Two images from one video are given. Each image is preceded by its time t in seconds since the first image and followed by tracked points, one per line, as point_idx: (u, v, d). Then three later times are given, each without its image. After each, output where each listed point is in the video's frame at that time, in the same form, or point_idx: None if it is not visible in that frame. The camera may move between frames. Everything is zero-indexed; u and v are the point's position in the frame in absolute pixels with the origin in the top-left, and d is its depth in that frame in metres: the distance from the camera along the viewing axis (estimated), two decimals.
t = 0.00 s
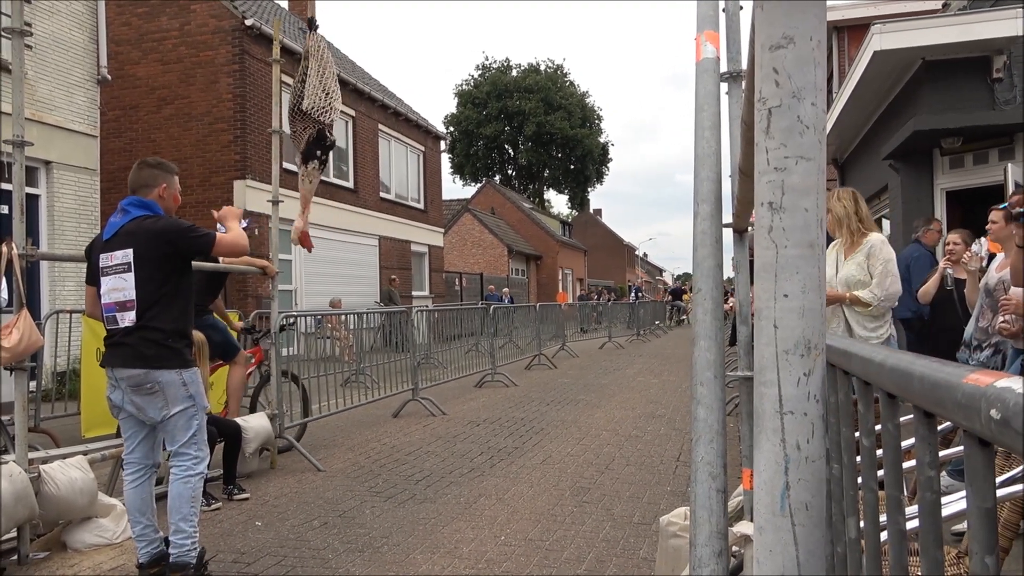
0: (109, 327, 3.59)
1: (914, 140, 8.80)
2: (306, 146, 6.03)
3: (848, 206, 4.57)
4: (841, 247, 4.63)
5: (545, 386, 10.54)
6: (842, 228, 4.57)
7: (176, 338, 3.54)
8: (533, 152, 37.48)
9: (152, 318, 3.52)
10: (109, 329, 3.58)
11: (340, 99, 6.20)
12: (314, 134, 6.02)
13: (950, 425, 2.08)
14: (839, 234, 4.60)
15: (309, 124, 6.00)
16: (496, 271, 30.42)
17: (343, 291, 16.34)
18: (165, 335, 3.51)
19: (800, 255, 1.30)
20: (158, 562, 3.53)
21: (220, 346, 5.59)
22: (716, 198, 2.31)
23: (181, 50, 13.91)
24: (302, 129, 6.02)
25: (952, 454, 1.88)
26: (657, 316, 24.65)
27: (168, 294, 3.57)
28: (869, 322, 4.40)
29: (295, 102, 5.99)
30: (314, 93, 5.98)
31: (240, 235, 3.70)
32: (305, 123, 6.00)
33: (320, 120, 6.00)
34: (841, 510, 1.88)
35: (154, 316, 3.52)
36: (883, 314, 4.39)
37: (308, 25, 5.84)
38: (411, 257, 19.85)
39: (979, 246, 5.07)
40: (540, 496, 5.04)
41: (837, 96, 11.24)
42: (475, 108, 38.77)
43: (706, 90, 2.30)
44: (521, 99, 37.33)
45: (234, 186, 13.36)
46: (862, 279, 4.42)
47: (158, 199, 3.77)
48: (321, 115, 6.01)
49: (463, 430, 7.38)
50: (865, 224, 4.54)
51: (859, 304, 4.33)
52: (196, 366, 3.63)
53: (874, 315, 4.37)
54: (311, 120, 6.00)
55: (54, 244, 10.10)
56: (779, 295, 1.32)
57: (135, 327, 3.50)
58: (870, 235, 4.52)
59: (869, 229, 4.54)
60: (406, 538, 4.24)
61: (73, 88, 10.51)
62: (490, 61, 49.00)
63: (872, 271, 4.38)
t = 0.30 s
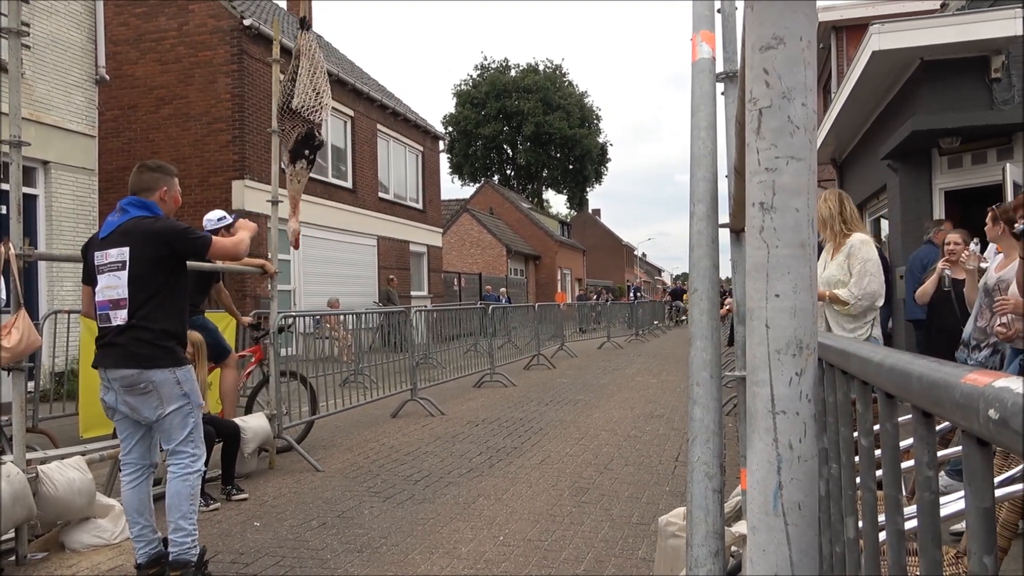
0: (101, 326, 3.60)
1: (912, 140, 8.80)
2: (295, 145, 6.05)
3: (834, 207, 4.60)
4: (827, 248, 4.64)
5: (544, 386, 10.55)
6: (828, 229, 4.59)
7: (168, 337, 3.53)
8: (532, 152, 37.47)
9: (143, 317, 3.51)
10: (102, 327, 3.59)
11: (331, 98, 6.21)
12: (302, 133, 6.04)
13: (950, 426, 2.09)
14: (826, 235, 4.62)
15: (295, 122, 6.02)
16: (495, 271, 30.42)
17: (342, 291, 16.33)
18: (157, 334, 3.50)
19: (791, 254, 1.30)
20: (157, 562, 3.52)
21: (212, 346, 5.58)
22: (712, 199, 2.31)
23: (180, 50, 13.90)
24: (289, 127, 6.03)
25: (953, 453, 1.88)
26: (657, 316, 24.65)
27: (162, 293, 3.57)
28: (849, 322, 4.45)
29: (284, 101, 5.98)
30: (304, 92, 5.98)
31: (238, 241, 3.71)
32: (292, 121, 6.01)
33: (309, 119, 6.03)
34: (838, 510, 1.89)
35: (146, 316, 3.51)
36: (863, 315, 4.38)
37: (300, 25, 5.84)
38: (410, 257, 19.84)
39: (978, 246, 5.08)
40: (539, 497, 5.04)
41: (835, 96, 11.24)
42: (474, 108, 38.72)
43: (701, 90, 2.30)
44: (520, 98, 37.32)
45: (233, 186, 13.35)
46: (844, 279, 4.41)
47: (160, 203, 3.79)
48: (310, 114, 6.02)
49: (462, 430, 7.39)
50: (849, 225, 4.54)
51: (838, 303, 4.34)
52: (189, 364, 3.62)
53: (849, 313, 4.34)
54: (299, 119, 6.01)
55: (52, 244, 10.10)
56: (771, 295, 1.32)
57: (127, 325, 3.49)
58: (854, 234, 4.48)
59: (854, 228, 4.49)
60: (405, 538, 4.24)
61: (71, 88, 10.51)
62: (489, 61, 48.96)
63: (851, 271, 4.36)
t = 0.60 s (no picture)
0: (89, 325, 3.57)
1: (910, 141, 8.82)
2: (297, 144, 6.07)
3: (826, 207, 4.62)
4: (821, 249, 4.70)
5: (542, 386, 10.55)
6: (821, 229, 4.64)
7: (157, 338, 3.52)
8: (530, 152, 37.48)
9: (133, 318, 3.49)
10: (90, 327, 3.57)
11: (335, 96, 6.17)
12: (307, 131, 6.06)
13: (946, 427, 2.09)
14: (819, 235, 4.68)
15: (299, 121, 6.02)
16: (493, 271, 30.42)
17: (339, 291, 16.31)
18: (148, 336, 3.49)
19: (804, 254, 1.30)
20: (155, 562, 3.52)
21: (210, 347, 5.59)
22: (716, 199, 2.31)
23: (178, 50, 13.88)
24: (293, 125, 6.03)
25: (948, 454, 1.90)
26: (654, 316, 24.67)
27: (153, 294, 3.56)
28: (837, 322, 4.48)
29: (285, 101, 5.98)
30: (307, 92, 5.96)
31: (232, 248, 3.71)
32: (296, 120, 6.02)
33: (313, 118, 6.03)
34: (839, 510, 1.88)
35: (136, 317, 3.49)
36: (850, 315, 4.39)
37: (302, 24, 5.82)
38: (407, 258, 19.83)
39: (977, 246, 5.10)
40: (537, 497, 5.03)
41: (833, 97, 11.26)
42: (472, 108, 38.66)
43: (706, 90, 2.30)
44: (518, 99, 37.32)
45: (230, 186, 13.32)
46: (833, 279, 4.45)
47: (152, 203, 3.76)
48: (313, 113, 6.01)
49: (459, 431, 7.38)
50: (843, 225, 4.51)
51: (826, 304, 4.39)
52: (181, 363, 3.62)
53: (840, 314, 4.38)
54: (303, 117, 6.02)
55: (49, 244, 10.06)
56: (783, 295, 1.32)
57: (118, 325, 3.47)
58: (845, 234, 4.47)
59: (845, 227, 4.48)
60: (404, 538, 4.23)
61: (69, 87, 10.48)
62: (487, 61, 48.95)
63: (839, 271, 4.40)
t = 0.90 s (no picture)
0: (77, 329, 3.57)
1: (909, 143, 8.83)
2: (318, 142, 6.04)
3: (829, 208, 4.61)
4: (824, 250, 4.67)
5: (541, 387, 10.56)
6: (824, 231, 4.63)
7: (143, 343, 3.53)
8: (529, 153, 37.49)
9: (117, 324, 3.48)
10: (78, 330, 3.57)
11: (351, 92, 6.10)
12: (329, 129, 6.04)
13: (945, 427, 2.09)
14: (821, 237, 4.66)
15: (320, 120, 6.00)
16: (493, 272, 30.45)
17: (338, 291, 16.31)
18: (131, 341, 3.49)
19: (800, 255, 1.30)
20: (152, 563, 3.54)
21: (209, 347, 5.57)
22: (714, 200, 2.32)
23: (177, 50, 13.88)
24: (315, 124, 6.02)
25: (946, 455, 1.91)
26: (653, 317, 24.69)
27: (137, 299, 3.55)
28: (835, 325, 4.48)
29: (302, 101, 5.99)
30: (325, 90, 5.89)
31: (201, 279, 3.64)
32: (316, 119, 6.00)
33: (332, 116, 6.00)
34: (838, 510, 1.89)
35: (118, 323, 3.48)
36: (848, 318, 4.38)
37: (313, 25, 5.83)
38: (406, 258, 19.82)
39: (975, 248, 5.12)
40: (536, 497, 5.03)
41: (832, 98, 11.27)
42: (471, 109, 38.63)
43: (703, 91, 2.30)
44: (517, 100, 37.34)
45: (229, 186, 13.32)
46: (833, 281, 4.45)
47: (136, 201, 3.75)
48: (332, 112, 5.95)
49: (458, 431, 7.38)
50: (844, 226, 4.51)
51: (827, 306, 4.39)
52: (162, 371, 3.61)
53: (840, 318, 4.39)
54: (324, 116, 5.98)
55: (48, 244, 10.05)
56: (779, 296, 1.32)
57: (101, 330, 3.47)
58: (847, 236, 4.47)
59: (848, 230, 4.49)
60: (402, 538, 4.23)
61: (67, 87, 10.48)
62: (486, 62, 48.99)
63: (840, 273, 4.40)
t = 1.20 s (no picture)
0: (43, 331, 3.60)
1: (909, 143, 8.82)
2: (335, 142, 6.04)
3: (832, 208, 4.61)
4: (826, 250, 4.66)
5: (541, 387, 10.57)
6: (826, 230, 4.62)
7: (100, 352, 3.50)
8: (530, 153, 37.51)
9: (72, 332, 3.46)
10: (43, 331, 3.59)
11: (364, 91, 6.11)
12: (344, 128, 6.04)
13: (944, 428, 2.09)
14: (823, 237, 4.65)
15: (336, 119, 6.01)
16: (493, 272, 30.46)
17: (338, 292, 16.31)
18: (86, 348, 3.46)
19: (793, 255, 1.31)
20: (155, 561, 3.55)
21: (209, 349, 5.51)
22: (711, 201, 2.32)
23: (177, 50, 13.89)
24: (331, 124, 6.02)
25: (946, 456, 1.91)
26: (654, 318, 24.69)
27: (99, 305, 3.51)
28: (837, 325, 4.47)
29: (317, 101, 5.96)
30: (340, 90, 5.90)
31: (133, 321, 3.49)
32: (332, 118, 6.00)
33: (348, 115, 6.02)
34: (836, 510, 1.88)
35: (73, 332, 3.46)
36: (850, 319, 4.38)
37: (321, 25, 5.82)
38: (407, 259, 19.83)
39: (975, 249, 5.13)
40: (536, 498, 5.03)
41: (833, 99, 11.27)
42: (472, 109, 38.62)
43: (700, 92, 2.30)
44: (517, 100, 37.35)
45: (229, 187, 13.32)
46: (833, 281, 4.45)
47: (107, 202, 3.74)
48: (349, 111, 5.99)
49: (458, 432, 7.39)
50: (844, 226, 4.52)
51: (827, 306, 4.38)
52: (115, 386, 3.53)
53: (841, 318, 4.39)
54: (339, 116, 6.00)
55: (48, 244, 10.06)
56: (772, 296, 1.32)
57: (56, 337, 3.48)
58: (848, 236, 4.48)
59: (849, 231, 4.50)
60: (402, 539, 4.23)
61: (67, 88, 10.49)
62: (486, 63, 49.02)
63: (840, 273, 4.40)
